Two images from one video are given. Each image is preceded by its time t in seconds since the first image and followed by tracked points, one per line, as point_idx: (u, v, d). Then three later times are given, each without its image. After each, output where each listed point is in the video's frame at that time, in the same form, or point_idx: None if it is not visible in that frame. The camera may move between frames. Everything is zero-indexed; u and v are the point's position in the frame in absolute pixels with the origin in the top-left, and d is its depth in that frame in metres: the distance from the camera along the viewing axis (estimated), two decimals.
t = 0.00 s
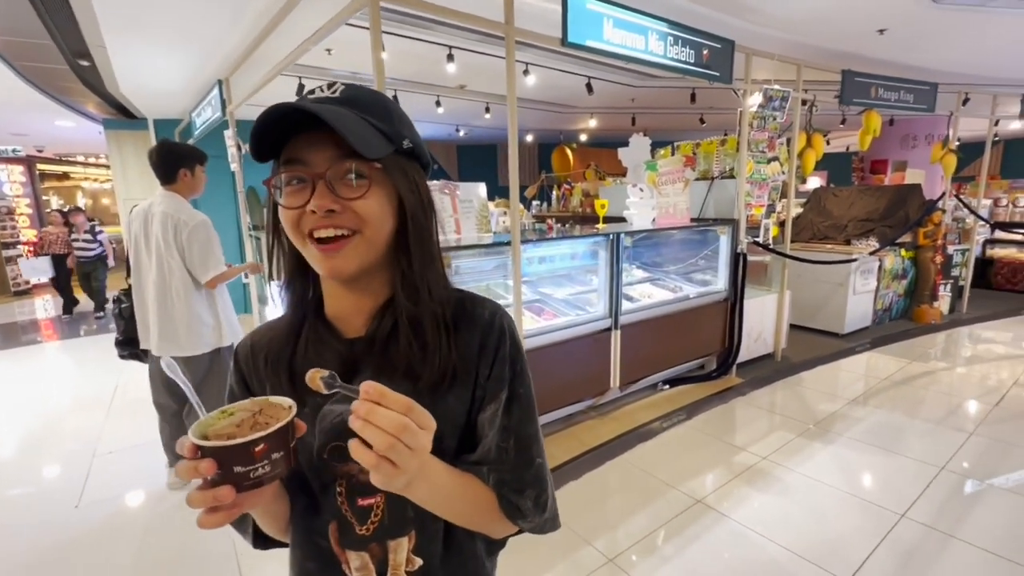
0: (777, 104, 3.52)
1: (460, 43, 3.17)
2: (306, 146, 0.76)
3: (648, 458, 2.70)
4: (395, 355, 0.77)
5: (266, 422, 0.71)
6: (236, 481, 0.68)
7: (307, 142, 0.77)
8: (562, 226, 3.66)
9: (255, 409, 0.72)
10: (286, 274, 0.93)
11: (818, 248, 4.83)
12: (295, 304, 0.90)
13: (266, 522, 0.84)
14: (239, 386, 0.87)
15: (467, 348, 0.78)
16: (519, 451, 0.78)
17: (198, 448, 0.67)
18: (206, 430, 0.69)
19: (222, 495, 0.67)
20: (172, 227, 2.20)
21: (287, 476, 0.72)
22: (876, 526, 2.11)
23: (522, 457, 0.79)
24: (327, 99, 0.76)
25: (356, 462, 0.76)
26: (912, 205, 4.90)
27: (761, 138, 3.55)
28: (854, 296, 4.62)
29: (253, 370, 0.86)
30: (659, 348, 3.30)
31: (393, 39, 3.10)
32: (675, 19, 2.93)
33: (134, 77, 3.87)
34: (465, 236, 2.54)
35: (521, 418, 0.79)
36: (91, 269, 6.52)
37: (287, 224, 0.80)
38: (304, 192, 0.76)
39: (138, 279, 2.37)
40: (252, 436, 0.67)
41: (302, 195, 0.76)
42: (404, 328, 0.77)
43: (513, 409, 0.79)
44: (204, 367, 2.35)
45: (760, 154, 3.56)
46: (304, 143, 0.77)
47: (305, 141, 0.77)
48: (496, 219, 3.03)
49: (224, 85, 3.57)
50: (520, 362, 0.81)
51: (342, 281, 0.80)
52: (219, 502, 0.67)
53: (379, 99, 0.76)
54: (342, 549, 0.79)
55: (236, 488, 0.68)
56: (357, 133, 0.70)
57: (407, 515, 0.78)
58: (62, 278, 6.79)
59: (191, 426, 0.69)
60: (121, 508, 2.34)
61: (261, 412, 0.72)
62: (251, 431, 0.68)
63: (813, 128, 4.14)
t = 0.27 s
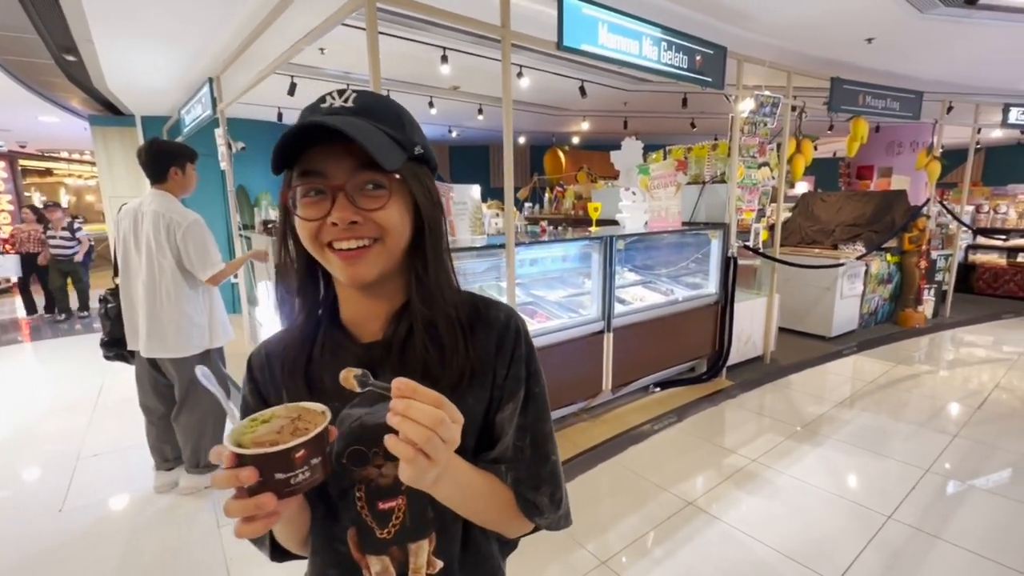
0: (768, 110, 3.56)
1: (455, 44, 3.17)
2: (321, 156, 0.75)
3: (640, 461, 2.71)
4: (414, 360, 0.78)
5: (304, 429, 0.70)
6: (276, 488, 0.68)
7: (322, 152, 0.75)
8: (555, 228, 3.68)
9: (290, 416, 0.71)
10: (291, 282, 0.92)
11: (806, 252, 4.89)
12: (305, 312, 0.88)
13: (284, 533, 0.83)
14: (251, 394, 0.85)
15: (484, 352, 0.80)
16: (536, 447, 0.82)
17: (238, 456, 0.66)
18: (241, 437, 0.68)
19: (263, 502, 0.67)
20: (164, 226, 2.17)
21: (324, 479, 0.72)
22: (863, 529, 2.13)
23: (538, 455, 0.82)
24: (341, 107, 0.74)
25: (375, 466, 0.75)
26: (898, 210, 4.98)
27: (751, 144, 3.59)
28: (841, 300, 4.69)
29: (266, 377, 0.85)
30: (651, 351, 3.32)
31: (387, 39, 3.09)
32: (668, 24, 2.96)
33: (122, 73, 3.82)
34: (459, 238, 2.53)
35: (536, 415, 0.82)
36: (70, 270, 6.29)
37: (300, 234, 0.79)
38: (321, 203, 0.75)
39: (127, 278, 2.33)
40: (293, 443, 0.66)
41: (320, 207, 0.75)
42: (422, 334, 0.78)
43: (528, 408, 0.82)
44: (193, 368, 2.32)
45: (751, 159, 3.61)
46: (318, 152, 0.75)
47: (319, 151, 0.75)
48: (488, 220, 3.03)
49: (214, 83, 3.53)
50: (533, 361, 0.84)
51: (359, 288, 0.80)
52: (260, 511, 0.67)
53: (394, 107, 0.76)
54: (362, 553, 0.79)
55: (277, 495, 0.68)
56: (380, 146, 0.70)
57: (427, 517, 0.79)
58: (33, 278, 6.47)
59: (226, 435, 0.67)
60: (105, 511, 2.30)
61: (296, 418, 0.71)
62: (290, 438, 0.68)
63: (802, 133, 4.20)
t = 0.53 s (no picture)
0: (745, 116, 3.63)
1: (437, 44, 3.15)
2: (359, 161, 0.74)
3: (619, 462, 2.72)
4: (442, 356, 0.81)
5: (367, 412, 0.67)
6: (334, 472, 0.66)
7: (359, 156, 0.74)
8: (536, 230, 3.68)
9: (349, 400, 0.68)
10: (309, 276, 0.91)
11: (782, 256, 5.01)
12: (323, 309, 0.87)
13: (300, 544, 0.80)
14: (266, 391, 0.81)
15: (509, 348, 0.82)
16: (562, 436, 0.83)
17: (299, 441, 0.64)
18: (297, 422, 0.66)
19: (325, 487, 0.66)
20: (139, 224, 2.11)
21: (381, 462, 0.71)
22: (834, 528, 2.18)
23: (565, 442, 0.83)
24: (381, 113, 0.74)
25: (402, 459, 0.72)
26: (869, 217, 5.12)
27: (729, 149, 3.62)
28: (815, 303, 4.80)
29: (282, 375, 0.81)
30: (631, 352, 3.35)
31: (368, 37, 3.05)
32: (648, 30, 2.99)
33: (91, 66, 3.70)
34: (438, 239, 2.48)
35: (560, 403, 0.85)
36: (25, 270, 5.87)
37: (330, 237, 0.78)
38: (357, 208, 0.75)
39: (94, 275, 2.25)
40: (357, 425, 0.65)
41: (356, 212, 0.75)
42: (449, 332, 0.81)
43: (552, 397, 0.84)
44: (162, 372, 2.26)
45: (729, 164, 3.65)
46: (355, 157, 0.74)
47: (356, 155, 0.74)
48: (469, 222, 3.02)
49: (189, 78, 3.45)
50: (552, 353, 0.87)
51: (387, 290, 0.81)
52: (322, 495, 0.65)
53: (431, 114, 0.77)
54: (388, 547, 0.76)
55: (339, 479, 0.66)
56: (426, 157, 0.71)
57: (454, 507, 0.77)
58: None
59: (282, 420, 0.65)
60: (70, 518, 2.22)
61: (356, 401, 0.69)
62: (354, 420, 0.66)
63: (778, 140, 4.29)
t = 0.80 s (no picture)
0: (726, 119, 3.67)
1: (419, 41, 3.11)
2: (415, 162, 0.75)
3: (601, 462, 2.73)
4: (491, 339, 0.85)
5: (452, 404, 0.65)
6: (422, 465, 0.63)
7: (416, 158, 0.75)
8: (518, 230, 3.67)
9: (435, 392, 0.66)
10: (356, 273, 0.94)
11: (760, 257, 5.08)
12: (367, 300, 0.88)
13: (351, 540, 0.78)
14: (314, 386, 0.81)
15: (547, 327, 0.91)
16: (606, 403, 0.91)
17: (386, 432, 0.61)
18: (380, 413, 0.63)
19: (412, 481, 0.62)
20: (114, 218, 2.05)
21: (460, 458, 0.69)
22: (810, 526, 2.20)
23: (612, 407, 0.91)
24: (438, 116, 0.76)
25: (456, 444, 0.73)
26: (845, 219, 5.22)
27: (710, 151, 3.67)
28: (793, 303, 4.88)
29: (334, 367, 0.82)
30: (613, 352, 3.36)
31: (349, 32, 3.00)
32: (630, 30, 2.99)
33: (59, 56, 3.57)
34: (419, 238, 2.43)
35: (598, 374, 0.92)
36: None
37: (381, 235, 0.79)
38: (411, 210, 0.76)
39: (60, 273, 2.15)
40: (447, 416, 0.62)
41: (410, 213, 0.75)
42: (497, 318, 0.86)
43: (589, 370, 0.92)
44: (133, 373, 2.18)
45: (710, 165, 3.69)
46: (412, 158, 0.75)
47: (413, 157, 0.75)
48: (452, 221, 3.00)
49: (162, 70, 3.35)
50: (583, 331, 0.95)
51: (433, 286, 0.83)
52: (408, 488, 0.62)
53: (481, 120, 0.80)
54: (448, 535, 0.76)
55: (423, 473, 0.63)
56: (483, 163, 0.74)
57: (506, 487, 0.79)
58: None
59: (365, 411, 0.63)
60: (35, 523, 2.14)
61: (441, 394, 0.66)
62: (442, 411, 0.63)
63: (758, 143, 4.34)
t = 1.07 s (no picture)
0: (712, 121, 3.69)
1: (404, 40, 3.08)
2: (456, 174, 0.74)
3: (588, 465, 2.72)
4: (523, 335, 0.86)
5: (509, 400, 0.66)
6: (478, 456, 0.64)
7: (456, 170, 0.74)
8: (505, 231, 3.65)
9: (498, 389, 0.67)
10: (389, 272, 0.92)
11: (746, 259, 5.13)
12: (402, 295, 0.86)
13: (383, 534, 0.75)
14: (348, 380, 0.79)
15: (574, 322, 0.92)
16: (635, 390, 0.92)
17: (452, 420, 0.62)
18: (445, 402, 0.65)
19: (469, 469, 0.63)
20: (87, 219, 1.99)
21: (507, 456, 0.71)
22: (794, 527, 2.22)
23: (641, 394, 0.92)
24: (479, 129, 0.75)
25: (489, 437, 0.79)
26: (828, 221, 5.28)
27: (696, 153, 3.70)
28: (778, 305, 4.92)
29: (369, 362, 0.80)
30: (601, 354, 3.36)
31: (333, 31, 2.96)
32: (616, 32, 2.99)
33: (34, 52, 3.48)
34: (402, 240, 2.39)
35: (624, 364, 0.93)
36: None
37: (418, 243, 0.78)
38: (450, 221, 0.75)
39: (32, 275, 2.09)
40: (510, 413, 0.63)
41: (449, 225, 0.75)
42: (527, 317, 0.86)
43: (616, 361, 0.93)
44: (110, 377, 2.13)
45: (695, 167, 3.72)
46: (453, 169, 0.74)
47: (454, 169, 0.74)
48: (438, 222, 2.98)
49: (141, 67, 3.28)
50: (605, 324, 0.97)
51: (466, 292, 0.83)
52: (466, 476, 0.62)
53: (519, 131, 0.80)
54: (480, 526, 0.80)
55: (479, 463, 0.64)
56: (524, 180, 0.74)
57: (535, 478, 0.84)
58: None
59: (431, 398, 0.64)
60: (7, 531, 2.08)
61: (505, 391, 0.67)
62: (506, 408, 0.64)
63: (743, 145, 4.37)
